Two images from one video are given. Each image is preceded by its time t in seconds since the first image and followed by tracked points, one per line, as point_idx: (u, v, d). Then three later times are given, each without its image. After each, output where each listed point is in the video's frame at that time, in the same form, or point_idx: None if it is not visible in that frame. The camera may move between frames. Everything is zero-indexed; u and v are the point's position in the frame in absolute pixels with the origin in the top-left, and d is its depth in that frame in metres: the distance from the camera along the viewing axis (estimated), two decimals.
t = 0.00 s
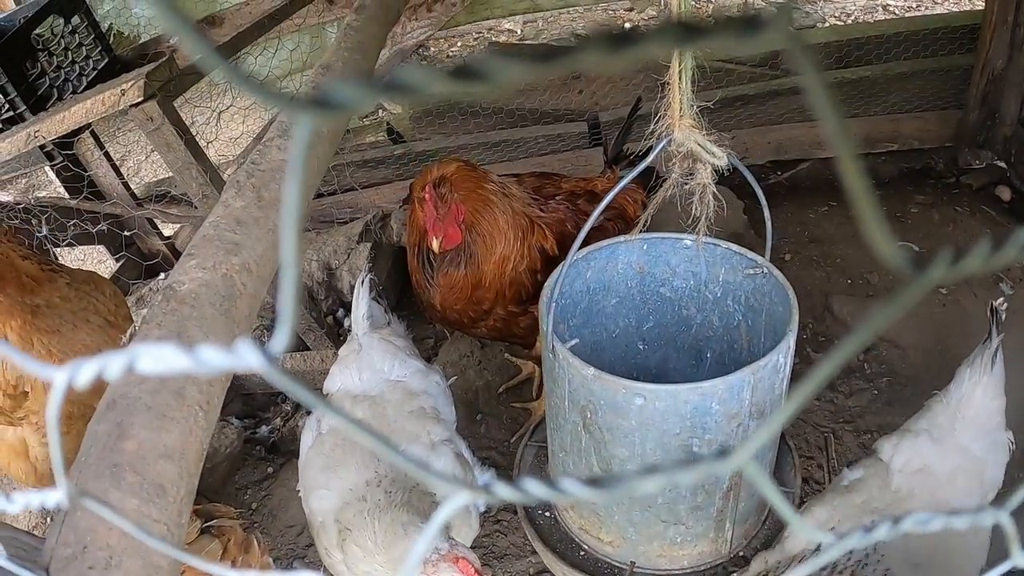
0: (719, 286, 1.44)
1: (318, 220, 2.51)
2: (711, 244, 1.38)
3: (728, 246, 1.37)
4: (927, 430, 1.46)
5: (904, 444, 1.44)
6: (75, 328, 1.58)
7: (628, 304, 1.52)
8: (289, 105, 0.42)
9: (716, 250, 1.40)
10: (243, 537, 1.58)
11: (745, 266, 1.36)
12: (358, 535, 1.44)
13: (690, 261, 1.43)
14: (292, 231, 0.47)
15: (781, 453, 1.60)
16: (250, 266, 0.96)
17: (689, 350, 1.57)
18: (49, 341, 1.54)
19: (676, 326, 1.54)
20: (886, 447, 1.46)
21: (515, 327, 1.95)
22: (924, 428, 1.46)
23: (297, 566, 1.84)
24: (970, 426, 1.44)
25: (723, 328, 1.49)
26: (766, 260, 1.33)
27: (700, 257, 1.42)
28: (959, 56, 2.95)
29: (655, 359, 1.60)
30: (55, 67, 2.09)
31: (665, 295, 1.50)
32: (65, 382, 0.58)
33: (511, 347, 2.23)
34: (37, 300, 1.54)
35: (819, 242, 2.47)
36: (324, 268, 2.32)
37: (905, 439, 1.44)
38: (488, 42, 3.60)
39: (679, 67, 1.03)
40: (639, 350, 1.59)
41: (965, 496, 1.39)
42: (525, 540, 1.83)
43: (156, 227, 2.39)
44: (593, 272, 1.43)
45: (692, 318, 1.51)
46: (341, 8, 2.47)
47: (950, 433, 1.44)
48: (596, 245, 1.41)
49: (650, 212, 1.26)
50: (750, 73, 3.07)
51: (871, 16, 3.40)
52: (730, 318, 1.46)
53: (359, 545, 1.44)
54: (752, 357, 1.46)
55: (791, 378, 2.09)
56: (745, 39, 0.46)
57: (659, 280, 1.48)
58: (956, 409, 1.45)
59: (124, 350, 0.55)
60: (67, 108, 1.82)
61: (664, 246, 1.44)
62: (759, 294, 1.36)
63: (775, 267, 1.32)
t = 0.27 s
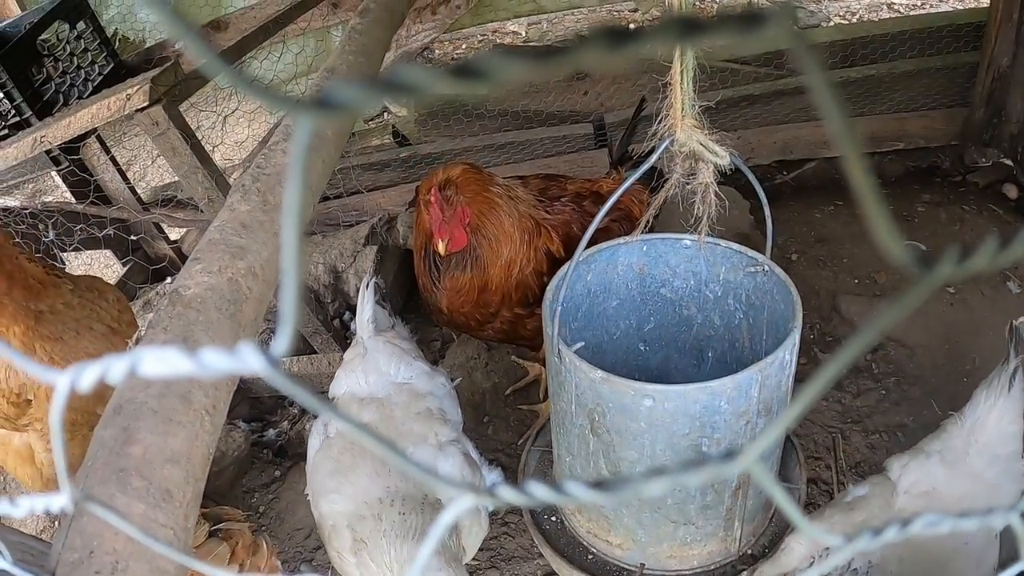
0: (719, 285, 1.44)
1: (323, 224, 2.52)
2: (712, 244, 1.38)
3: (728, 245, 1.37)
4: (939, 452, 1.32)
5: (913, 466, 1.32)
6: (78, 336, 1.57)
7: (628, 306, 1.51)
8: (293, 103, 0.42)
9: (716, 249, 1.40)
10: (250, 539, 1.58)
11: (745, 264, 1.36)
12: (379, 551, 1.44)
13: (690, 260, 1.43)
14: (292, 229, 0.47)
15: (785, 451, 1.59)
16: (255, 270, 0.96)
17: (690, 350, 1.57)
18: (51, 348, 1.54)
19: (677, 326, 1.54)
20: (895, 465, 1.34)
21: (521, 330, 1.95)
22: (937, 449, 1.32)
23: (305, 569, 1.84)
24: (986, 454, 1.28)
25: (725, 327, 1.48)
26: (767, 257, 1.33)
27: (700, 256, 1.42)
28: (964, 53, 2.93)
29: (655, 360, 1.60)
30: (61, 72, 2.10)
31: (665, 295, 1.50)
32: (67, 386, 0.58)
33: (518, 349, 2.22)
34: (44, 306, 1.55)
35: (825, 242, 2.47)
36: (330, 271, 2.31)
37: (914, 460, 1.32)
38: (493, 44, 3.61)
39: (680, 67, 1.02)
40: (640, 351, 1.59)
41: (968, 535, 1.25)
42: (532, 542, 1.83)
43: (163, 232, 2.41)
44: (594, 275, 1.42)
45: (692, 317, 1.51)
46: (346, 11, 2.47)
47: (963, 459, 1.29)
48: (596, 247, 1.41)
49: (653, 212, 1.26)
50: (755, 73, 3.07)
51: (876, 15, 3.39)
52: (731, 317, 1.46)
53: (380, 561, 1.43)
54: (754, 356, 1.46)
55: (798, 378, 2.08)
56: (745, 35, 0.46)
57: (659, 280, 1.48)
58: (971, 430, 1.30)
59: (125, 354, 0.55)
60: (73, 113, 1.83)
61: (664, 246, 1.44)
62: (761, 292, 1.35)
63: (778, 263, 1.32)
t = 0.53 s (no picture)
0: (730, 282, 1.44)
1: (330, 227, 2.53)
2: (722, 241, 1.38)
3: (738, 241, 1.37)
4: (949, 456, 1.27)
5: (920, 467, 1.26)
6: (95, 340, 1.57)
7: (639, 305, 1.51)
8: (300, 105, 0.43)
9: (725, 246, 1.40)
10: (259, 544, 1.58)
11: (755, 260, 1.36)
12: (389, 558, 1.45)
13: (700, 258, 1.43)
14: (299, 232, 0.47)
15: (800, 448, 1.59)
16: (262, 273, 0.97)
17: (700, 347, 1.57)
18: (68, 344, 1.53)
19: (687, 324, 1.54)
20: (903, 469, 1.28)
21: (528, 332, 1.95)
22: (947, 452, 1.27)
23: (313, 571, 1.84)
24: (997, 458, 1.23)
25: (735, 323, 1.48)
26: (777, 254, 1.33)
27: (710, 254, 1.42)
28: (970, 53, 2.93)
29: (667, 358, 1.60)
30: (68, 77, 2.11)
31: (675, 293, 1.50)
32: (76, 388, 0.58)
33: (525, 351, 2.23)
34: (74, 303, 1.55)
35: (831, 243, 2.46)
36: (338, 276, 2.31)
37: (923, 463, 1.26)
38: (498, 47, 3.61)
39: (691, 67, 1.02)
40: (650, 349, 1.58)
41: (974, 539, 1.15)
42: (540, 544, 1.82)
43: (170, 236, 2.42)
44: (606, 276, 1.42)
45: (702, 314, 1.51)
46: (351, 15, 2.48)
47: (973, 463, 1.24)
48: (607, 248, 1.40)
49: (664, 212, 1.26)
50: (760, 74, 3.07)
51: (880, 15, 3.38)
52: (741, 313, 1.46)
53: (391, 566, 1.44)
54: (765, 352, 1.46)
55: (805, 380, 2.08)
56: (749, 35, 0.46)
57: (669, 279, 1.48)
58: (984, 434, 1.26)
59: (133, 355, 0.55)
60: (80, 118, 1.84)
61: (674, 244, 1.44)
62: (771, 288, 1.36)
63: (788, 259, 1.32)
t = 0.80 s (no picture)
0: (739, 277, 1.43)
1: (334, 230, 2.54)
2: (730, 237, 1.38)
3: (746, 238, 1.36)
4: (955, 454, 1.20)
5: (926, 466, 1.20)
6: (104, 339, 1.57)
7: (649, 302, 1.50)
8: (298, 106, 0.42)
9: (734, 243, 1.40)
10: (264, 547, 1.58)
11: (764, 256, 1.36)
12: (391, 562, 1.45)
13: (709, 255, 1.43)
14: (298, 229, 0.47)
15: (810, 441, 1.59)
16: (266, 276, 0.97)
17: (710, 343, 1.56)
18: (79, 343, 1.53)
19: (697, 320, 1.54)
20: (909, 465, 1.22)
21: (537, 336, 1.95)
22: (953, 451, 1.20)
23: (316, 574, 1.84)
24: (1005, 459, 1.17)
25: (744, 319, 1.48)
26: (786, 249, 1.33)
27: (719, 250, 1.42)
28: (974, 56, 2.92)
29: (676, 354, 1.59)
30: (72, 80, 2.12)
31: (685, 290, 1.50)
32: (76, 388, 0.58)
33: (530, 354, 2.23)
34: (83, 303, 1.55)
35: (835, 246, 2.46)
36: (340, 278, 2.35)
37: (928, 461, 1.20)
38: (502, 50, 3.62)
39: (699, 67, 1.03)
40: (660, 346, 1.58)
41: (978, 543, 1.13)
42: (544, 547, 1.82)
43: (173, 237, 2.42)
44: (616, 273, 1.42)
45: (711, 309, 1.51)
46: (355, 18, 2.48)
47: (980, 464, 1.17)
48: (616, 247, 1.40)
49: (673, 211, 1.25)
50: (764, 77, 3.06)
51: (884, 18, 3.38)
52: (751, 308, 1.46)
53: (392, 571, 1.45)
54: (774, 348, 1.46)
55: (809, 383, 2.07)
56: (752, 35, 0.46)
57: (678, 275, 1.48)
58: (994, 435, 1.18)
59: (132, 355, 0.54)
60: (84, 120, 1.85)
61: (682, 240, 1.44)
62: (780, 283, 1.36)
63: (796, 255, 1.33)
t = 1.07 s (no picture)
0: (742, 274, 1.44)
1: (335, 230, 2.55)
2: (733, 234, 1.38)
3: (750, 234, 1.37)
4: (955, 454, 1.20)
5: (926, 466, 1.20)
6: (105, 336, 1.57)
7: (653, 297, 1.51)
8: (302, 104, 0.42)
9: (737, 240, 1.40)
10: (262, 548, 1.58)
11: (767, 253, 1.36)
12: (392, 563, 1.45)
13: (712, 251, 1.43)
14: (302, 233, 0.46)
15: (812, 438, 1.59)
16: (268, 275, 0.97)
17: (714, 340, 1.56)
18: (81, 340, 1.53)
19: (700, 317, 1.54)
20: (910, 466, 1.22)
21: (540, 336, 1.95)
22: (953, 451, 1.20)
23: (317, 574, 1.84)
24: (1005, 460, 1.16)
25: (748, 316, 1.48)
26: (788, 247, 1.33)
27: (722, 247, 1.42)
28: (975, 56, 2.92)
29: (680, 350, 1.59)
30: (73, 80, 2.12)
31: (688, 286, 1.50)
32: (80, 388, 0.58)
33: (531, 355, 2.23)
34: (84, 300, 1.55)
35: (836, 246, 2.46)
36: (341, 278, 2.35)
37: (928, 461, 1.20)
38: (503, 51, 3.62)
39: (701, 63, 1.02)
40: (664, 341, 1.58)
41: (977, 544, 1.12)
42: (545, 547, 1.82)
43: (175, 238, 2.42)
44: (619, 269, 1.42)
45: (715, 306, 1.50)
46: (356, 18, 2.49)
47: (980, 464, 1.17)
48: (620, 242, 1.40)
49: (675, 210, 1.25)
50: (765, 77, 3.06)
51: (885, 19, 3.38)
52: (754, 304, 1.46)
53: (393, 571, 1.45)
54: (778, 344, 1.46)
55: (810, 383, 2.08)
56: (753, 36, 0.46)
57: (682, 272, 1.48)
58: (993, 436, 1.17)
59: (136, 355, 0.54)
60: (86, 120, 1.85)
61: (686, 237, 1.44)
62: (782, 280, 1.36)
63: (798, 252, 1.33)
